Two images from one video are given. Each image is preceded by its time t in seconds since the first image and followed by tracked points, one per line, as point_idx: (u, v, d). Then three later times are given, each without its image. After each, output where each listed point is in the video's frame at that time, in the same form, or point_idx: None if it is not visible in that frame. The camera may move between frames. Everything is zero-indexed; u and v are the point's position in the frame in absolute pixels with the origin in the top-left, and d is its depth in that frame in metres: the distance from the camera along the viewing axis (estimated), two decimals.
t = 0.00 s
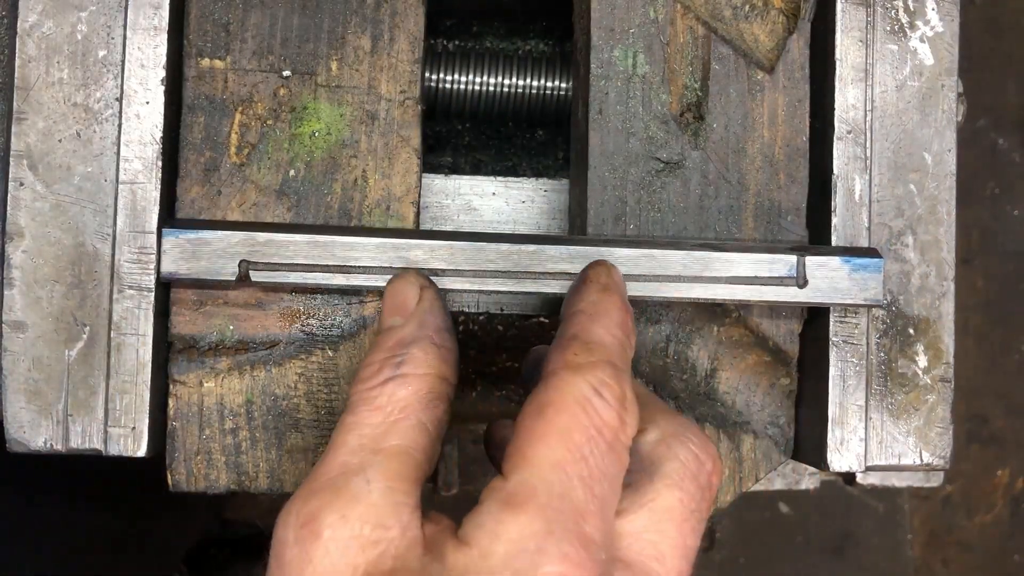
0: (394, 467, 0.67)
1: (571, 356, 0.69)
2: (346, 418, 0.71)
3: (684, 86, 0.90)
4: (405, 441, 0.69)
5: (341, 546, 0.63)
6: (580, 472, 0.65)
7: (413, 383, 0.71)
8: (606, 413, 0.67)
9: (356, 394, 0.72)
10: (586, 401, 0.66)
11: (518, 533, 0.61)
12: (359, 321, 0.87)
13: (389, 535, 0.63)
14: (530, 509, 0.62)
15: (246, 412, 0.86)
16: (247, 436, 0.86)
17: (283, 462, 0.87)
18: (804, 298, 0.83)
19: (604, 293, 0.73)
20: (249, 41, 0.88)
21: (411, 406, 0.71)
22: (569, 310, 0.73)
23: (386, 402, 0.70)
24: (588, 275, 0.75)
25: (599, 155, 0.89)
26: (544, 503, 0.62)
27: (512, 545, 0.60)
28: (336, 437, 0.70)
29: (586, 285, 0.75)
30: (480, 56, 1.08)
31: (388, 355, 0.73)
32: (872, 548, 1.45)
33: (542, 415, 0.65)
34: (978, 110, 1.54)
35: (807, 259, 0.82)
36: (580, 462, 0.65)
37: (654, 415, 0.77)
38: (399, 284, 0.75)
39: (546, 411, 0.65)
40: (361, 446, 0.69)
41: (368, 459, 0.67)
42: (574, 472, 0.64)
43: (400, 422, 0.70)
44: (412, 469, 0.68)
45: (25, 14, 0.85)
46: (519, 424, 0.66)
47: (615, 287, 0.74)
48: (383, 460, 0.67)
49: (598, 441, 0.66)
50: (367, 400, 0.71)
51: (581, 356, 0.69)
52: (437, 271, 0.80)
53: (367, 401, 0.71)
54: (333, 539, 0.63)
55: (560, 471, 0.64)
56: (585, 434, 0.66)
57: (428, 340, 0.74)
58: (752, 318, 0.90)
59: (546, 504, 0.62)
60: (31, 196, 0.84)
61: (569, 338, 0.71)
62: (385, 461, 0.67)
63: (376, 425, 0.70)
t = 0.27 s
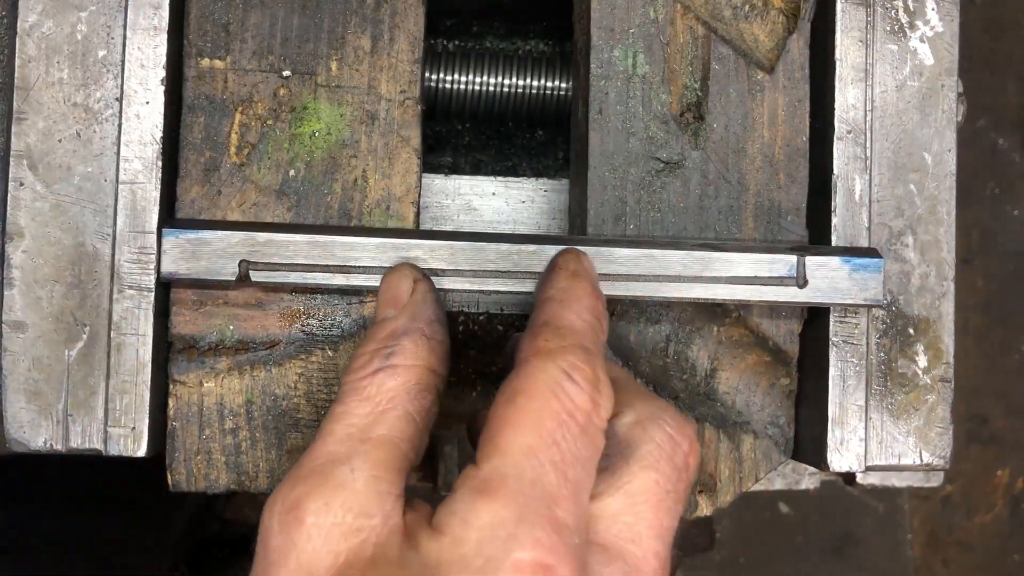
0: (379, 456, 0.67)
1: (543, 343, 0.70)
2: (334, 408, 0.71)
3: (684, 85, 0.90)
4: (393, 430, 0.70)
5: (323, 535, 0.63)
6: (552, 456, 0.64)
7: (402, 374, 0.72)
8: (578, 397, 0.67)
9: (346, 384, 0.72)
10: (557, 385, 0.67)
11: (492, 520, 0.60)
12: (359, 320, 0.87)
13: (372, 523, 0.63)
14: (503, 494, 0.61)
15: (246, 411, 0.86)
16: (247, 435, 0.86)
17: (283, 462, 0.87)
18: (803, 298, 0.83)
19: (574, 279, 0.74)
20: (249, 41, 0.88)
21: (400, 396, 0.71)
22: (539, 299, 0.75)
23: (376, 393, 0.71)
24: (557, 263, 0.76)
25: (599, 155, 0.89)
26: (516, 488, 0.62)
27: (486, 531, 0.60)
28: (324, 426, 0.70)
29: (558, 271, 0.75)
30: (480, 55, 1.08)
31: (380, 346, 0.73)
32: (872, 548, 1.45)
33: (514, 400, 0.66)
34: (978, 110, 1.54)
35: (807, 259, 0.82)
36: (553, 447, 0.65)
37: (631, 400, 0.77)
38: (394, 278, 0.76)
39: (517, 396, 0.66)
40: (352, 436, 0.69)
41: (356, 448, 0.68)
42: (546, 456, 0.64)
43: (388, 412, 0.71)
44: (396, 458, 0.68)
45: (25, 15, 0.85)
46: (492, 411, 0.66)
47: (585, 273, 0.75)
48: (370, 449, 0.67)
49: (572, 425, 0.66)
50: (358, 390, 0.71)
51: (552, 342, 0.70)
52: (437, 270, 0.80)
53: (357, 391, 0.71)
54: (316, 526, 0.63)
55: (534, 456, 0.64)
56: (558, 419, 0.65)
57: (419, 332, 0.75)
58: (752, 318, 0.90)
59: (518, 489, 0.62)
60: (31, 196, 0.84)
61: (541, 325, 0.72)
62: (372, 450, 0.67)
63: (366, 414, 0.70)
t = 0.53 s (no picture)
0: (398, 472, 0.66)
1: (567, 359, 0.69)
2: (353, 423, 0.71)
3: (684, 85, 0.90)
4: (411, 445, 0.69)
5: (342, 554, 0.62)
6: (578, 478, 0.64)
7: (423, 387, 0.71)
8: (604, 415, 0.66)
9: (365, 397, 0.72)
10: (583, 404, 0.66)
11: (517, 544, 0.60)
12: (360, 321, 0.87)
13: (391, 543, 0.63)
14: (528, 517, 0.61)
15: (246, 412, 0.86)
16: (247, 435, 0.86)
17: (283, 462, 0.87)
18: (803, 298, 0.83)
19: (598, 292, 0.74)
20: (249, 41, 0.88)
21: (420, 411, 0.71)
22: (563, 313, 0.74)
23: (394, 406, 0.70)
24: (582, 276, 0.75)
25: (599, 155, 0.89)
26: (543, 512, 0.62)
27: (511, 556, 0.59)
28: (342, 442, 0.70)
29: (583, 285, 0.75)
30: (480, 56, 1.08)
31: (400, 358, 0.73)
32: (872, 548, 1.45)
33: (538, 420, 0.65)
34: (978, 110, 1.54)
35: (807, 259, 0.82)
36: (578, 468, 0.64)
37: (654, 416, 0.77)
38: (415, 287, 0.76)
39: (541, 415, 0.65)
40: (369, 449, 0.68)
41: (374, 463, 0.67)
42: (571, 478, 0.64)
43: (408, 426, 0.70)
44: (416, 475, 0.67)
45: (25, 15, 0.85)
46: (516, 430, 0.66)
47: (610, 285, 0.75)
48: (388, 464, 0.67)
49: (597, 445, 0.66)
50: (378, 403, 0.71)
51: (577, 358, 0.69)
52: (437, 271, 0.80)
53: (377, 404, 0.71)
54: (334, 545, 0.62)
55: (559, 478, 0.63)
56: (585, 441, 0.65)
57: (440, 344, 0.74)
58: (752, 318, 0.90)
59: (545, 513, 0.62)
60: (30, 196, 0.84)
61: (565, 341, 0.71)
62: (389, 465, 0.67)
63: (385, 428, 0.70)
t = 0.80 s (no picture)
0: (420, 491, 0.67)
1: (594, 379, 0.69)
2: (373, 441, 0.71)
3: (684, 86, 0.90)
4: (433, 464, 0.69)
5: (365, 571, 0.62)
6: (604, 498, 0.64)
7: (444, 407, 0.72)
8: (630, 437, 0.67)
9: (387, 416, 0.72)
10: (609, 425, 0.66)
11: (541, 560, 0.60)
12: (360, 321, 0.87)
13: (414, 561, 0.63)
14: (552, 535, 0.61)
15: (246, 412, 0.86)
16: (247, 435, 0.86)
17: (283, 461, 0.87)
18: (803, 298, 0.83)
19: (625, 314, 0.74)
20: (249, 41, 0.88)
21: (441, 430, 0.71)
22: (590, 333, 0.74)
23: (415, 426, 0.71)
24: (609, 296, 0.75)
25: (599, 155, 0.89)
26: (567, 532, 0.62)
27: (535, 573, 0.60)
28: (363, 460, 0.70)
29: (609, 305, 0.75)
30: (480, 56, 1.08)
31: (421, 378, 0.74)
32: (872, 548, 1.45)
33: (564, 440, 0.65)
34: (978, 110, 1.54)
35: (806, 259, 0.82)
36: (603, 489, 0.65)
37: (677, 438, 0.77)
38: (436, 308, 0.79)
39: (567, 435, 0.66)
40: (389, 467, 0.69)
41: (396, 482, 0.67)
42: (597, 499, 0.64)
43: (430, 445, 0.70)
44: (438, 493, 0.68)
45: (25, 14, 0.85)
46: (542, 449, 0.66)
47: (636, 307, 0.75)
48: (410, 483, 0.67)
49: (622, 465, 0.66)
50: (400, 423, 0.71)
51: (603, 378, 0.69)
52: (437, 271, 0.80)
53: (399, 424, 0.71)
54: (357, 563, 0.62)
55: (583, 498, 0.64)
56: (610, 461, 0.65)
57: (460, 364, 0.75)
58: (752, 318, 0.90)
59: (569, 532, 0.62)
60: (30, 196, 0.84)
61: (592, 360, 0.71)
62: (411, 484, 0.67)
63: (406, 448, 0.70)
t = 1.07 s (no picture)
0: (399, 472, 0.67)
1: (575, 357, 0.69)
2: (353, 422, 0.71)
3: (684, 85, 0.90)
4: (413, 445, 0.69)
5: (343, 552, 0.62)
6: (582, 475, 0.64)
7: (422, 387, 0.71)
8: (611, 415, 0.67)
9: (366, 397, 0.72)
10: (589, 403, 0.66)
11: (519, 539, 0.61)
12: (360, 321, 0.87)
13: (392, 541, 0.63)
14: (530, 513, 0.62)
15: (246, 412, 0.86)
16: (246, 435, 0.86)
17: (283, 462, 0.87)
18: (803, 298, 0.83)
19: (609, 293, 0.73)
20: (249, 41, 0.88)
21: (419, 411, 0.71)
22: (573, 313, 0.73)
23: (395, 408, 0.70)
24: (593, 276, 0.74)
25: (599, 155, 0.89)
26: (546, 509, 0.62)
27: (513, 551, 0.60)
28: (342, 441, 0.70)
29: (593, 284, 0.74)
30: (480, 55, 1.08)
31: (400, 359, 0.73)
32: (872, 548, 1.45)
33: (543, 416, 0.65)
34: (978, 111, 1.54)
35: (806, 259, 0.82)
36: (583, 467, 0.65)
37: (659, 416, 0.77)
38: (411, 287, 0.75)
39: (547, 412, 0.65)
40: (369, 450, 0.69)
41: (374, 464, 0.67)
42: (576, 476, 0.64)
43: (408, 427, 0.70)
44: (417, 474, 0.68)
45: (25, 15, 0.85)
46: (521, 426, 0.66)
47: (621, 287, 0.74)
48: (388, 465, 0.67)
49: (602, 443, 0.66)
50: (377, 404, 0.71)
51: (584, 357, 0.69)
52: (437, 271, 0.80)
53: (377, 405, 0.71)
54: (335, 544, 0.62)
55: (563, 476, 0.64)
56: (590, 439, 0.65)
57: (438, 343, 0.74)
58: (752, 318, 0.90)
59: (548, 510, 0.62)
60: (30, 196, 0.84)
61: (574, 339, 0.71)
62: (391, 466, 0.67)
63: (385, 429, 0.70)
